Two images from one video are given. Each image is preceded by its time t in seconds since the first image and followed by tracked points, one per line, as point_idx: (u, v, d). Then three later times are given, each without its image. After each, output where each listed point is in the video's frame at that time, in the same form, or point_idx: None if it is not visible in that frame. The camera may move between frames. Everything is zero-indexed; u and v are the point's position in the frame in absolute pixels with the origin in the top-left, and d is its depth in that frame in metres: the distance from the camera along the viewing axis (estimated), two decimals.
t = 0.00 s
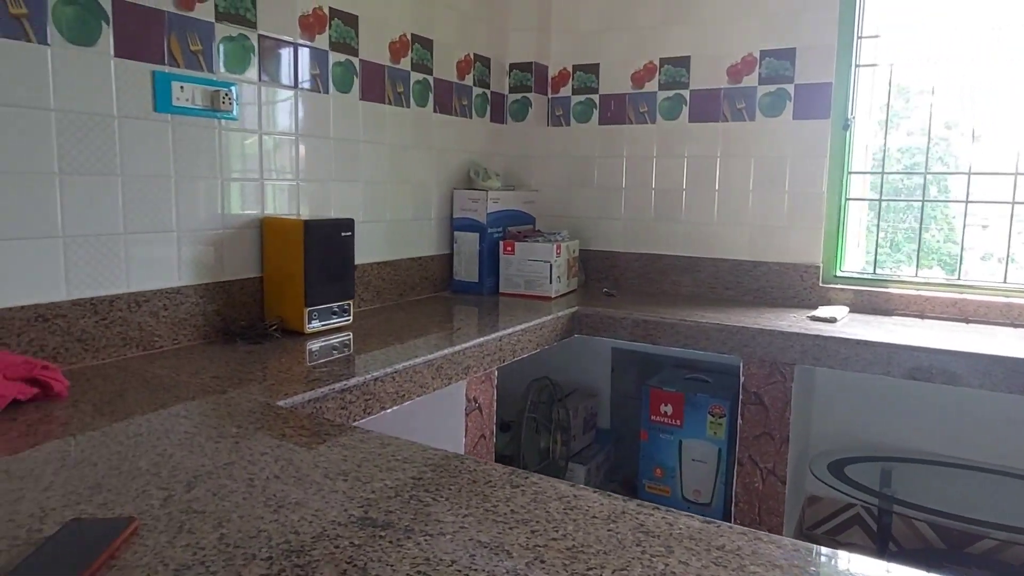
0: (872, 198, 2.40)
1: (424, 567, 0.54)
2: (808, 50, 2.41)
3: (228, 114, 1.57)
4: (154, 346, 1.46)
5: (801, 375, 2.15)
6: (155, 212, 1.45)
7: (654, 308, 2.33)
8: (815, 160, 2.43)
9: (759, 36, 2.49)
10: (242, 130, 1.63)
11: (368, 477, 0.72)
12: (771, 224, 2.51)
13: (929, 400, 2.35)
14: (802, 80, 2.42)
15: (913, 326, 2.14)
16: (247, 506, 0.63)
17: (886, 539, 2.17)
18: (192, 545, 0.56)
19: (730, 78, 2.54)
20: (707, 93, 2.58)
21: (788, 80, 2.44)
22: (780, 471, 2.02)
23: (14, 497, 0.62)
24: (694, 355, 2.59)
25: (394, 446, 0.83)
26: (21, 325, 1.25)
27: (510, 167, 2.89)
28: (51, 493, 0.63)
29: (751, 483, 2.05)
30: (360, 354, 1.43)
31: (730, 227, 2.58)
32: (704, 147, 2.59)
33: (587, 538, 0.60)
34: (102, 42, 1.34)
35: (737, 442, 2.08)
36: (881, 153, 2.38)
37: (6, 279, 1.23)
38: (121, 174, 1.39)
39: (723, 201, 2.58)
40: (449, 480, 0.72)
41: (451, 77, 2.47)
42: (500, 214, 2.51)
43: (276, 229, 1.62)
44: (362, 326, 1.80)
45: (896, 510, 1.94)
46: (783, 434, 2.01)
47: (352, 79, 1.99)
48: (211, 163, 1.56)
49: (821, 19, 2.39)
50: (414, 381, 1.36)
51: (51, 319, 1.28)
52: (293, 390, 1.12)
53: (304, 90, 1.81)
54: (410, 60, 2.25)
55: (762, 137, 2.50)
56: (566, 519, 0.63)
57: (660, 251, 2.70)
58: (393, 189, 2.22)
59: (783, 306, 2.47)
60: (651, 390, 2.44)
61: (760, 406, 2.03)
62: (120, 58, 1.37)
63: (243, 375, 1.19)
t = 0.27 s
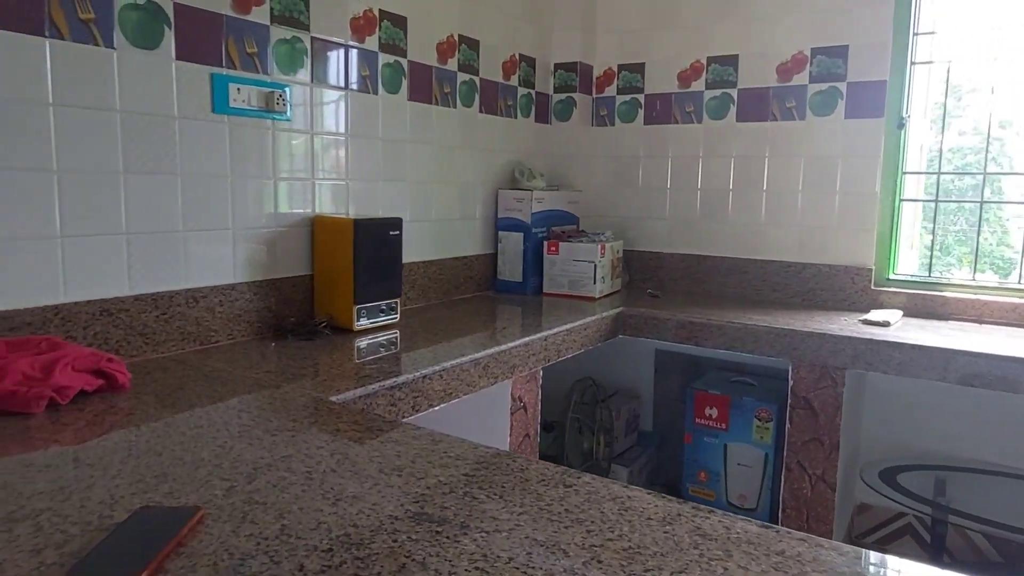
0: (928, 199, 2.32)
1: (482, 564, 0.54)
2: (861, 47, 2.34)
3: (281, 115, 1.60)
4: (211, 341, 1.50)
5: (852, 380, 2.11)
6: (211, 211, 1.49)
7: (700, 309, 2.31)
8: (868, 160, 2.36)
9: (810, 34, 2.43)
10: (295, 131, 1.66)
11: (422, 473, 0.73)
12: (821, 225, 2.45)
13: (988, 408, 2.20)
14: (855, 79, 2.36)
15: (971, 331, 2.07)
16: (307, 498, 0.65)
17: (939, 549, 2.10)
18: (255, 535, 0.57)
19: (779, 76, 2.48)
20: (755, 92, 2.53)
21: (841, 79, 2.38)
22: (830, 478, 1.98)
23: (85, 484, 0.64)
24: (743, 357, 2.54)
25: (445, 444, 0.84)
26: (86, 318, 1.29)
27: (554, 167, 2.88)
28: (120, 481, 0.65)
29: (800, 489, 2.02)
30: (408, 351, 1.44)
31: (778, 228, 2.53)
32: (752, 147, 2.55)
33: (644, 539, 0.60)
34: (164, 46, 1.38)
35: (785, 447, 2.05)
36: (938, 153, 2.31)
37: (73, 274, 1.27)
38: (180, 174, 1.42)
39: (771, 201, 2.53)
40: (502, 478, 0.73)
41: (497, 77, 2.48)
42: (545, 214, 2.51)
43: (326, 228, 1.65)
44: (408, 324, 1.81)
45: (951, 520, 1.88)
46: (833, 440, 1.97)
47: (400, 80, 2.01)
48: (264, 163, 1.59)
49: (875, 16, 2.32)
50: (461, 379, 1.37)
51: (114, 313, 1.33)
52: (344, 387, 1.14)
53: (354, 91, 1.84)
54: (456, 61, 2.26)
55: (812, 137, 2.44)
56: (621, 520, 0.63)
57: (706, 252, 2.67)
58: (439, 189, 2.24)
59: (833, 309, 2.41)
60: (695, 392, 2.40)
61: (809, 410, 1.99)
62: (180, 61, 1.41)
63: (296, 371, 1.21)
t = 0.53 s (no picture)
0: (991, 200, 2.24)
1: (543, 563, 0.54)
2: (920, 43, 2.27)
3: (336, 116, 1.63)
4: (267, 338, 1.53)
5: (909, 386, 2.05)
6: (268, 210, 1.52)
7: (750, 312, 2.27)
8: (927, 161, 2.29)
9: (866, 30, 2.36)
10: (349, 132, 1.68)
11: (479, 471, 0.73)
12: (877, 227, 2.39)
13: None
14: (914, 76, 2.28)
15: None
16: (367, 493, 0.66)
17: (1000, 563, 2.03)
18: (320, 528, 0.58)
19: (834, 74, 2.42)
20: (809, 90, 2.47)
21: (899, 76, 2.31)
22: (885, 486, 1.93)
23: (156, 474, 0.67)
24: (796, 362, 2.46)
25: (499, 442, 0.84)
26: (152, 314, 1.33)
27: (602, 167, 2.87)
28: (187, 471, 0.67)
29: (853, 497, 1.97)
30: (457, 350, 1.45)
31: (832, 229, 2.47)
32: (805, 147, 2.49)
33: (705, 543, 0.59)
34: (225, 50, 1.41)
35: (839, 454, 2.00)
36: (1002, 152, 2.21)
37: (140, 271, 1.31)
38: (239, 175, 1.46)
39: (824, 202, 2.47)
40: (558, 478, 0.73)
41: (545, 77, 2.48)
42: (592, 214, 2.50)
43: (378, 227, 1.67)
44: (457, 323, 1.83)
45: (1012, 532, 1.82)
46: (889, 447, 1.92)
47: (451, 81, 2.03)
48: (319, 164, 1.62)
49: (935, 11, 2.24)
50: (511, 379, 1.37)
51: (177, 310, 1.37)
52: (398, 384, 1.15)
53: (405, 92, 1.86)
54: (506, 62, 2.27)
55: (868, 136, 2.38)
56: (680, 522, 0.63)
57: (755, 253, 2.62)
58: (487, 189, 2.25)
59: (889, 312, 2.34)
60: (744, 396, 2.37)
61: (864, 416, 1.94)
62: (241, 65, 1.44)
63: (350, 369, 1.23)
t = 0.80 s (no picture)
0: None
1: (606, 561, 0.55)
2: (984, 38, 2.19)
3: (391, 117, 1.66)
4: (323, 335, 1.56)
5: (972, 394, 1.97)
6: (325, 210, 1.55)
7: (803, 314, 2.23)
8: (991, 160, 2.19)
9: (928, 24, 2.28)
10: (405, 133, 1.71)
11: (537, 468, 0.74)
12: (937, 228, 2.31)
13: None
14: (978, 72, 2.20)
15: None
16: (429, 488, 0.67)
17: None
18: (386, 520, 0.59)
19: (893, 71, 2.35)
20: (866, 87, 2.40)
21: (961, 73, 2.22)
22: (945, 495, 1.87)
23: (226, 464, 0.69)
24: (851, 368, 2.38)
25: (556, 441, 0.84)
26: (216, 309, 1.37)
27: (650, 167, 2.82)
28: (257, 463, 0.70)
29: (911, 505, 1.92)
30: (508, 349, 1.46)
31: (888, 231, 2.39)
32: (860, 146, 2.42)
33: (769, 547, 0.59)
34: (286, 53, 1.45)
35: (896, 460, 1.95)
36: None
37: (206, 269, 1.35)
38: (298, 175, 1.49)
39: (881, 202, 2.40)
40: (617, 477, 0.73)
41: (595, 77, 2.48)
42: (641, 214, 2.48)
43: (431, 227, 1.69)
44: (507, 323, 1.84)
45: None
46: (950, 455, 1.86)
47: (502, 82, 2.04)
48: (374, 165, 1.64)
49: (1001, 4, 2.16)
50: (563, 379, 1.37)
51: (240, 305, 1.40)
52: (453, 381, 1.17)
53: (457, 93, 1.87)
54: (557, 62, 2.27)
55: (929, 135, 2.29)
56: (744, 525, 0.62)
57: (808, 255, 2.56)
58: (537, 190, 2.25)
59: (949, 317, 2.25)
60: (797, 400, 2.33)
61: (924, 423, 1.89)
62: (301, 67, 1.47)
63: (404, 366, 1.25)
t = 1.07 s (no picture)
0: None
1: (660, 561, 0.55)
2: None
3: (438, 118, 1.68)
4: (371, 334, 1.59)
5: None
6: (371, 211, 1.57)
7: (849, 317, 2.19)
8: None
9: (982, 21, 2.21)
10: (452, 134, 1.74)
11: (586, 468, 0.74)
12: (990, 230, 2.24)
13: None
14: None
15: None
16: (480, 485, 0.68)
17: None
18: (439, 515, 0.60)
19: (945, 70, 2.28)
20: (916, 86, 2.33)
21: (1017, 71, 2.16)
22: (999, 504, 1.82)
23: (283, 458, 0.71)
24: (899, 372, 2.34)
25: (604, 441, 0.85)
26: (268, 308, 1.41)
27: (693, 169, 2.79)
28: (312, 457, 0.71)
29: (962, 514, 1.87)
30: (550, 349, 1.46)
31: (939, 233, 2.33)
32: (910, 146, 2.36)
33: (824, 551, 0.58)
34: (336, 57, 1.47)
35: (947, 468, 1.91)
36: None
37: (258, 267, 1.39)
38: (347, 176, 1.52)
39: (931, 204, 2.34)
40: (666, 479, 0.73)
41: (638, 78, 2.46)
42: (684, 216, 2.46)
43: (475, 228, 1.71)
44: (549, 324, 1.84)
45: None
46: (1004, 464, 1.81)
47: (545, 84, 2.05)
48: (420, 166, 1.66)
49: None
50: (607, 379, 1.37)
51: (290, 304, 1.43)
52: (498, 381, 1.18)
53: (501, 95, 1.89)
54: (599, 63, 2.27)
55: (983, 134, 2.23)
56: (797, 529, 0.62)
57: (852, 257, 2.50)
58: (580, 191, 2.25)
59: (1002, 322, 2.18)
60: (842, 405, 2.29)
61: (976, 430, 1.84)
62: (351, 70, 1.50)
63: (450, 365, 1.26)
